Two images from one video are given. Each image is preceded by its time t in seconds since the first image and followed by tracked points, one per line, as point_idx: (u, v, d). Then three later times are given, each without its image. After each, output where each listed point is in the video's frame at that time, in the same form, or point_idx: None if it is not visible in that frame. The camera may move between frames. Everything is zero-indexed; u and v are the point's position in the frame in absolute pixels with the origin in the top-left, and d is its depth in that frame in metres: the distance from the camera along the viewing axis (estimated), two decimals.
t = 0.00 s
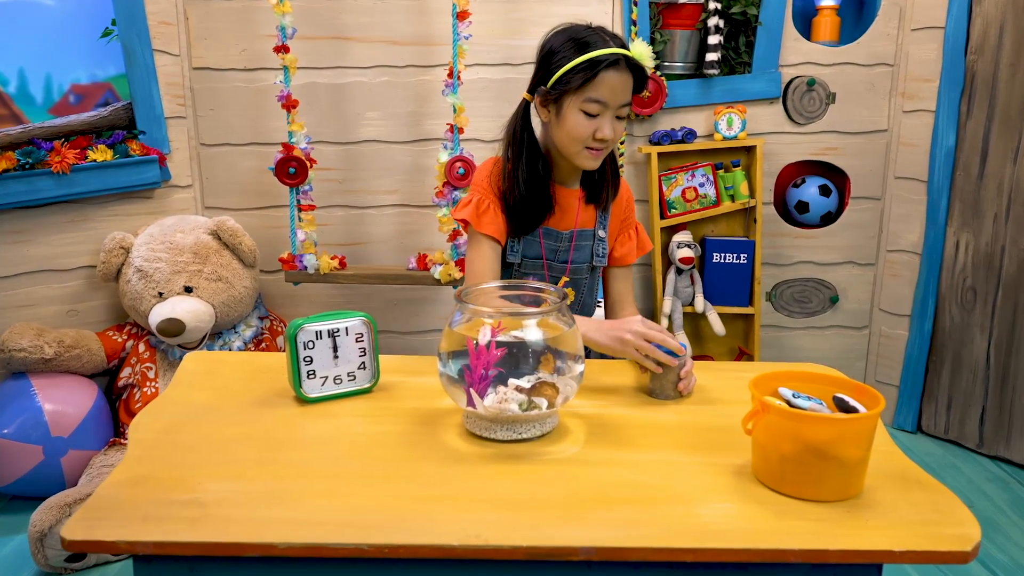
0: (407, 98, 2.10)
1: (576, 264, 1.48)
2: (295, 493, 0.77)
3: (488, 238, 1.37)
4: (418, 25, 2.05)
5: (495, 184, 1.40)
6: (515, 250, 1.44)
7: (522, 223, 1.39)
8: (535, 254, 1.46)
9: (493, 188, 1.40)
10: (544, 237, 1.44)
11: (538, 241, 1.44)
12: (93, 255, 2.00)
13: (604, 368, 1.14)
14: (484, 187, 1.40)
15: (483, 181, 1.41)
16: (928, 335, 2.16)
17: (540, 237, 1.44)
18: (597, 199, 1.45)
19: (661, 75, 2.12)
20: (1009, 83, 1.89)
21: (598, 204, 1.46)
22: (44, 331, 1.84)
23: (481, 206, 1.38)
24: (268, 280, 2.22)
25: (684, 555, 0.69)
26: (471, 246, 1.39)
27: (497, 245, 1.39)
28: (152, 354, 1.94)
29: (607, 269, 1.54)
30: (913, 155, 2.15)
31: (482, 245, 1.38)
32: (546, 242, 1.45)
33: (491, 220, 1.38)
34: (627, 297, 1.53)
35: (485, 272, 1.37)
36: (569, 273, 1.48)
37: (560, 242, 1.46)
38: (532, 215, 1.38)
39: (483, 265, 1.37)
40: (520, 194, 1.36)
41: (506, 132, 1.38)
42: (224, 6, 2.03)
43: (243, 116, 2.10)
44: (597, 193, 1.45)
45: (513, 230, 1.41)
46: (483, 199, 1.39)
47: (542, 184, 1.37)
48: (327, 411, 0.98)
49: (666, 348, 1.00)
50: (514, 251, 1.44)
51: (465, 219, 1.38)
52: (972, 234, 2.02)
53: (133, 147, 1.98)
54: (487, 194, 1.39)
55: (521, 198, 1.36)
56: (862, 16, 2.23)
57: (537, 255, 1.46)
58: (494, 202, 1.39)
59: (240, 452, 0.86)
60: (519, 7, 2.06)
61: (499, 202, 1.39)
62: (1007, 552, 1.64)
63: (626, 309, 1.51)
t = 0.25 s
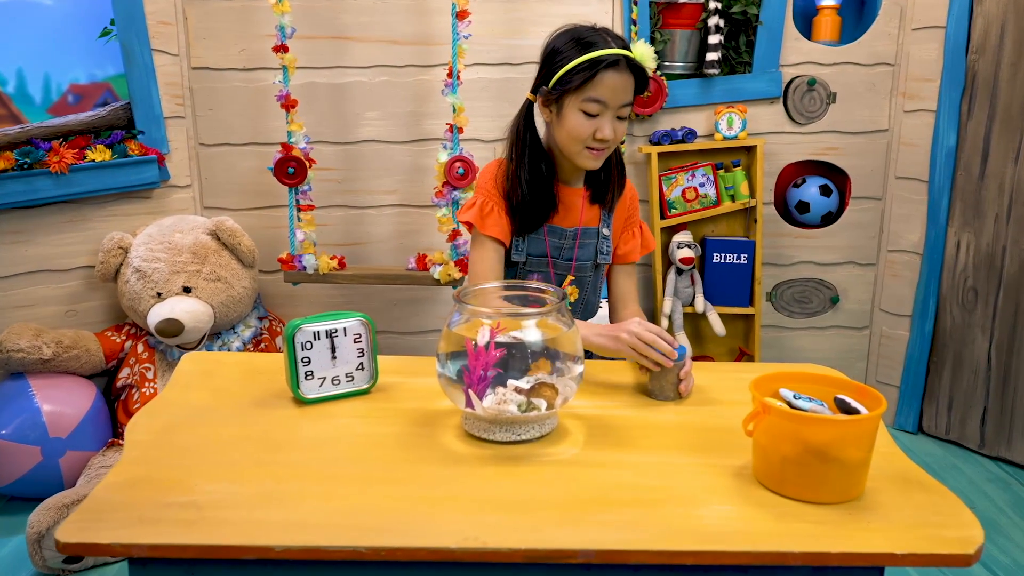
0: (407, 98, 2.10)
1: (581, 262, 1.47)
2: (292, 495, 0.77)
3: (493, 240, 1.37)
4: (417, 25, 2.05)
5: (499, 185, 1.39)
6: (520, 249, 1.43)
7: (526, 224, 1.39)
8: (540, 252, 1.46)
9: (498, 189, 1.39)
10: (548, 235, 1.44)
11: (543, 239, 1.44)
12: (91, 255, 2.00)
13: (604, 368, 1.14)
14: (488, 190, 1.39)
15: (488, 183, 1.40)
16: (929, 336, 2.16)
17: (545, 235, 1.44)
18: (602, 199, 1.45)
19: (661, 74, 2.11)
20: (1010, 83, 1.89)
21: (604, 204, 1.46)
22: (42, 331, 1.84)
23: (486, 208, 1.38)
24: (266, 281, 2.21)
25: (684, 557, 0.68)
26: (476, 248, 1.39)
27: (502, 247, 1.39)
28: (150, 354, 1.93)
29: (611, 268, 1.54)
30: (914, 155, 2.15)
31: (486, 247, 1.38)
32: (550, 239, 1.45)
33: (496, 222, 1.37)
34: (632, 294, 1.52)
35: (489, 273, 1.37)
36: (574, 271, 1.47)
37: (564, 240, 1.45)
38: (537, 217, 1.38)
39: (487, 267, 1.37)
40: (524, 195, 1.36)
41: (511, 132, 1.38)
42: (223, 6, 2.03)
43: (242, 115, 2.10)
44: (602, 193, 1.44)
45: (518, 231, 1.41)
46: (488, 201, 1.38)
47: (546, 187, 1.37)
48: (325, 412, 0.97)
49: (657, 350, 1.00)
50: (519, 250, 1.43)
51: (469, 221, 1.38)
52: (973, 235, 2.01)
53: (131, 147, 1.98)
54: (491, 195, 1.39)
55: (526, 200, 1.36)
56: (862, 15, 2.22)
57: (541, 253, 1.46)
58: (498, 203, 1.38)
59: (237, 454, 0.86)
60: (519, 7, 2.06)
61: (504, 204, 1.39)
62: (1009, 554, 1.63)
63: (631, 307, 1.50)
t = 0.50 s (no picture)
0: (404, 98, 2.09)
1: (585, 259, 1.47)
2: (286, 496, 0.77)
3: (500, 243, 1.39)
4: (415, 25, 2.05)
5: (503, 188, 1.41)
6: (527, 249, 1.44)
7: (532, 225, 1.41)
8: (545, 249, 1.46)
9: (502, 192, 1.41)
10: (553, 232, 1.44)
11: (548, 237, 1.44)
12: (88, 255, 1.99)
13: (601, 368, 1.13)
14: (493, 193, 1.41)
15: (492, 187, 1.41)
16: (927, 336, 2.16)
17: (550, 234, 1.44)
18: (606, 199, 1.45)
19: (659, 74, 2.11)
20: (1008, 83, 1.89)
21: (608, 205, 1.46)
22: (38, 332, 1.83)
23: (490, 212, 1.40)
24: (264, 281, 2.21)
25: (679, 558, 0.68)
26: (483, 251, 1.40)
27: (509, 249, 1.41)
28: (147, 355, 1.93)
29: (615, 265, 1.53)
30: (912, 155, 2.15)
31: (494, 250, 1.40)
32: (555, 237, 1.45)
33: (501, 226, 1.39)
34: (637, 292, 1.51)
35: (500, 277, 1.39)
36: (579, 268, 1.47)
37: (570, 237, 1.45)
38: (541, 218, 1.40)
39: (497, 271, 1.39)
40: (528, 198, 1.38)
41: (513, 134, 1.41)
42: (220, 5, 2.02)
43: (238, 115, 2.09)
44: (606, 192, 1.45)
45: (523, 232, 1.43)
46: (492, 205, 1.40)
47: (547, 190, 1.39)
48: (320, 412, 0.97)
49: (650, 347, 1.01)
50: (525, 248, 1.44)
51: (475, 226, 1.40)
52: (971, 235, 2.01)
53: (128, 147, 1.97)
54: (495, 199, 1.40)
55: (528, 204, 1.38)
56: (861, 15, 2.22)
57: (547, 250, 1.46)
58: (502, 207, 1.40)
59: (231, 454, 0.85)
60: (516, 7, 2.05)
61: (508, 207, 1.40)
62: (1007, 554, 1.63)
63: (633, 304, 1.49)
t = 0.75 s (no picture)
0: (401, 98, 2.09)
1: (589, 260, 1.47)
2: (279, 498, 0.76)
3: (496, 245, 1.40)
4: (411, 26, 2.04)
5: (501, 190, 1.41)
6: (529, 249, 1.44)
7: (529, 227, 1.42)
8: (548, 250, 1.46)
9: (500, 194, 1.41)
10: (555, 232, 1.44)
11: (549, 237, 1.44)
12: (83, 257, 1.98)
13: (598, 369, 1.13)
14: (491, 196, 1.41)
15: (490, 190, 1.42)
16: (925, 337, 2.15)
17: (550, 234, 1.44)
18: (607, 200, 1.44)
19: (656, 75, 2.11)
20: (1006, 84, 1.88)
21: (609, 206, 1.46)
22: (32, 333, 1.82)
23: (487, 214, 1.40)
24: (259, 282, 2.20)
25: (675, 560, 0.67)
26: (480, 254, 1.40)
27: (506, 251, 1.41)
28: (142, 356, 1.92)
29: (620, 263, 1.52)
30: (909, 156, 2.14)
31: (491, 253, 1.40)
32: (558, 237, 1.45)
33: (498, 228, 1.40)
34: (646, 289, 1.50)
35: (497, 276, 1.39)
36: (584, 268, 1.47)
37: (572, 237, 1.45)
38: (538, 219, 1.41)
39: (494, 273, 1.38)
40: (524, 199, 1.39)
41: (510, 136, 1.42)
42: (216, 6, 2.01)
43: (234, 116, 2.09)
44: (605, 193, 1.44)
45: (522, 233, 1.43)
46: (490, 207, 1.41)
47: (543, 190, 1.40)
48: (314, 413, 0.96)
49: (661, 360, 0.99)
50: (528, 250, 1.44)
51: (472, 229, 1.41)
52: (968, 236, 2.01)
53: (123, 148, 1.96)
54: (493, 201, 1.41)
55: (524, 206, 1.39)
56: (858, 16, 2.21)
57: (550, 251, 1.46)
58: (498, 209, 1.41)
59: (224, 456, 0.84)
60: (513, 8, 2.05)
61: (505, 209, 1.41)
62: (1005, 556, 1.63)
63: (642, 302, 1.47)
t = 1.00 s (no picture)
0: (398, 100, 2.08)
1: (587, 268, 1.46)
2: (272, 503, 0.75)
3: (490, 254, 1.41)
4: (409, 28, 2.03)
5: (494, 199, 1.42)
6: (524, 258, 1.44)
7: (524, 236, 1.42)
8: (546, 259, 1.44)
9: (493, 203, 1.43)
10: (551, 241, 1.43)
11: (546, 246, 1.44)
12: (78, 259, 1.97)
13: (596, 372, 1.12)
14: (484, 205, 1.43)
15: (484, 199, 1.43)
16: (924, 341, 2.14)
17: (547, 242, 1.44)
18: (602, 207, 1.43)
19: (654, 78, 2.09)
20: (1004, 86, 1.88)
21: (605, 213, 1.44)
22: (26, 336, 1.81)
23: (480, 224, 1.42)
24: (256, 285, 2.19)
25: (674, 566, 0.66)
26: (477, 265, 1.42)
27: (501, 260, 1.42)
28: (137, 359, 1.90)
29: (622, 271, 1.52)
30: (908, 159, 2.14)
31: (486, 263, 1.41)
32: (554, 245, 1.44)
33: (491, 237, 1.41)
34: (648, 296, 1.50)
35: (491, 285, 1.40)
36: (582, 276, 1.46)
37: (569, 245, 1.44)
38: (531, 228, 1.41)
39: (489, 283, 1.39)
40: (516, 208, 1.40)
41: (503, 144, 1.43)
42: (212, 7, 2.00)
43: (230, 119, 2.07)
44: (600, 200, 1.43)
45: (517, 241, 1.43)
46: (483, 216, 1.42)
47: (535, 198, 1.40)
48: (309, 417, 0.95)
49: (655, 361, 0.98)
50: (523, 258, 1.43)
51: (466, 239, 1.43)
52: (967, 239, 2.00)
53: (119, 150, 1.95)
54: (487, 210, 1.42)
55: (515, 215, 1.40)
56: (856, 18, 2.21)
57: (547, 260, 1.44)
58: (492, 218, 1.42)
59: (217, 460, 0.83)
60: (511, 10, 2.04)
61: (499, 219, 1.42)
62: (1006, 560, 1.62)
63: (644, 309, 1.48)
